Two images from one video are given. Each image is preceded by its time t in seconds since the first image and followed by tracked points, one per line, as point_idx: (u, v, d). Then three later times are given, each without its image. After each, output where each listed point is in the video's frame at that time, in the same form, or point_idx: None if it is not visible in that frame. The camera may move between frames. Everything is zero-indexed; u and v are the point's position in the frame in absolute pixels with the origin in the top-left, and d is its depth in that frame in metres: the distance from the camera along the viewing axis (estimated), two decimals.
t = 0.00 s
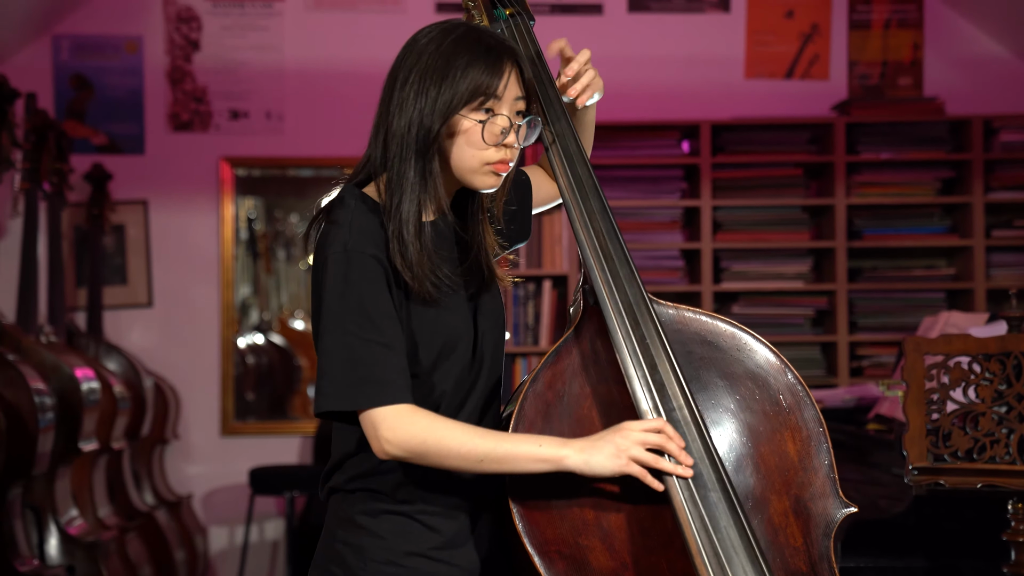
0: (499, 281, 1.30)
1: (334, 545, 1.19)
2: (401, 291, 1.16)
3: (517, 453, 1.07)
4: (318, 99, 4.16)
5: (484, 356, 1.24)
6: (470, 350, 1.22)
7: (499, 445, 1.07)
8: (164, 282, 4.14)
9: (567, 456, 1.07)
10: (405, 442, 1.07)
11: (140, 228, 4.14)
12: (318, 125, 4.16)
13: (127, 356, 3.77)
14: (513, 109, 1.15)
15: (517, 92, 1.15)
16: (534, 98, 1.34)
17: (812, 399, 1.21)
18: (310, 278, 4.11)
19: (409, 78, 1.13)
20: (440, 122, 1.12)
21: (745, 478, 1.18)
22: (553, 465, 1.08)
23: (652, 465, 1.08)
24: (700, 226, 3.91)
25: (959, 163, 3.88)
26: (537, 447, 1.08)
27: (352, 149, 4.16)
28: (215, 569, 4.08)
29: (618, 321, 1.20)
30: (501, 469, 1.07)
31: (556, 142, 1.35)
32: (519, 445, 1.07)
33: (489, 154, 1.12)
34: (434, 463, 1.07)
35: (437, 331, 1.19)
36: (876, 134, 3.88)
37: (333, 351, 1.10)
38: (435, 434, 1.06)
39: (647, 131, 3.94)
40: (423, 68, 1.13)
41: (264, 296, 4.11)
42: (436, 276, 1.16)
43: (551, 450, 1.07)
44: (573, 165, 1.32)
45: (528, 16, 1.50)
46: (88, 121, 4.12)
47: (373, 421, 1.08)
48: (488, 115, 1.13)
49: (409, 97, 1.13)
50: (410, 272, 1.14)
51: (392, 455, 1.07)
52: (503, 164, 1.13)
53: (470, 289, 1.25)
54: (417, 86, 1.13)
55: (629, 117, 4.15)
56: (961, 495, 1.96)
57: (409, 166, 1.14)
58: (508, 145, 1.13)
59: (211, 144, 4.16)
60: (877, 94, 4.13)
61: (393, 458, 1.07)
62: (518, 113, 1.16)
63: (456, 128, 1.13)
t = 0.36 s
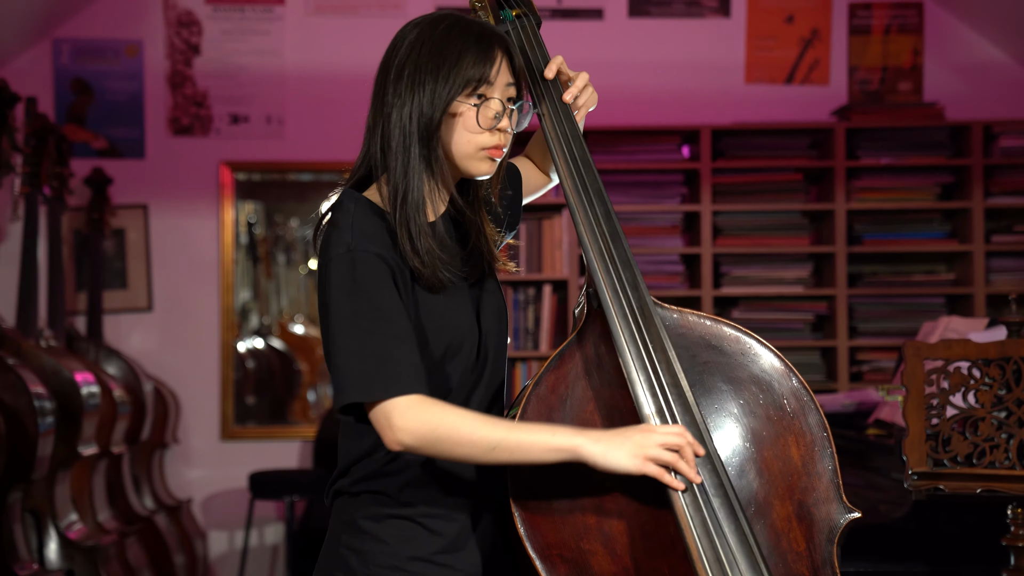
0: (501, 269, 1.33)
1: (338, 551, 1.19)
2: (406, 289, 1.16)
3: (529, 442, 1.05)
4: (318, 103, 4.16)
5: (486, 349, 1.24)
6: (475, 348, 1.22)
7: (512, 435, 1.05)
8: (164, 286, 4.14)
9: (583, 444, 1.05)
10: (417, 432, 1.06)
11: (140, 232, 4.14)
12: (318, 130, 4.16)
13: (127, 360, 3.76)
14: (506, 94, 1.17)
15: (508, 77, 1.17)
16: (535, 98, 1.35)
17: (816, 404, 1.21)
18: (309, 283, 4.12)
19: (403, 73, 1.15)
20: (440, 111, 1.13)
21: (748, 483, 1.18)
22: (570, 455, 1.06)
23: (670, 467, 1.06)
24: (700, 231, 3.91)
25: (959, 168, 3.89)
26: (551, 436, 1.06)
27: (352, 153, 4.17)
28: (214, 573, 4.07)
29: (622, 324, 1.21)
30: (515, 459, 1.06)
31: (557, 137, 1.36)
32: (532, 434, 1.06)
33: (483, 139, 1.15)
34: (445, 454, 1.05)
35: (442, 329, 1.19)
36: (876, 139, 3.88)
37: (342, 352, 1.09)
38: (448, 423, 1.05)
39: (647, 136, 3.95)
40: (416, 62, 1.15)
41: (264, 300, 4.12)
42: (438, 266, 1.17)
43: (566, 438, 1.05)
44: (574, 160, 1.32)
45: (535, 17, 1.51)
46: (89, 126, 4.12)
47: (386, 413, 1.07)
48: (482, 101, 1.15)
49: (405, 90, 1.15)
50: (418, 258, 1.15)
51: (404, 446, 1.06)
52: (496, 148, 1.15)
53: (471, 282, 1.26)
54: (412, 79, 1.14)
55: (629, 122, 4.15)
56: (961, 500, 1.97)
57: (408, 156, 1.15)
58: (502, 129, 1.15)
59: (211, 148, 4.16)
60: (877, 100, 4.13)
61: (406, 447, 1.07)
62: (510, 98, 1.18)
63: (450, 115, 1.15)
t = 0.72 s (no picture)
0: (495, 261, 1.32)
1: (333, 549, 1.19)
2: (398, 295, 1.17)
3: (504, 462, 1.08)
4: (318, 104, 4.16)
5: (482, 352, 1.24)
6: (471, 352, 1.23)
7: (487, 454, 1.08)
8: (163, 287, 4.14)
9: (556, 466, 1.09)
10: (395, 451, 1.08)
11: (140, 232, 4.14)
12: (317, 130, 4.16)
13: (126, 360, 3.76)
14: (490, 96, 1.17)
15: (492, 78, 1.18)
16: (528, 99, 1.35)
17: (813, 405, 1.21)
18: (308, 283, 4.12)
19: (384, 77, 1.16)
20: (421, 114, 1.14)
21: (744, 483, 1.18)
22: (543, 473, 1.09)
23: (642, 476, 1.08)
24: (699, 231, 3.92)
25: (957, 168, 3.89)
26: (526, 456, 1.09)
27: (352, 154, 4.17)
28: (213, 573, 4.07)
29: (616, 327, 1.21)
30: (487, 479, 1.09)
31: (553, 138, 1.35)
32: (506, 453, 1.09)
33: (469, 142, 1.15)
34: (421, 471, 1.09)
35: (436, 333, 1.19)
36: (874, 140, 3.88)
37: (334, 358, 1.11)
38: (426, 444, 1.08)
39: (645, 136, 3.95)
40: (397, 66, 1.16)
41: (263, 301, 4.12)
42: (431, 270, 1.17)
43: (540, 459, 1.09)
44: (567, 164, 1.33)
45: (530, 18, 1.51)
46: (88, 126, 4.12)
47: (364, 431, 1.10)
48: (465, 104, 1.16)
49: (386, 95, 1.16)
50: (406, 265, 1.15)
51: (381, 463, 1.09)
52: (484, 150, 1.16)
53: (465, 283, 1.26)
54: (393, 84, 1.15)
55: (628, 122, 4.15)
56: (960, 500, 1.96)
57: (392, 161, 1.16)
58: (489, 131, 1.16)
59: (210, 148, 4.16)
60: (876, 100, 4.13)
61: (383, 464, 1.10)
62: (495, 98, 1.18)
63: (434, 119, 1.16)
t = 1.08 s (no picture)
0: (495, 255, 1.33)
1: (331, 544, 1.19)
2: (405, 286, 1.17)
3: (534, 424, 1.05)
4: (317, 99, 4.16)
5: (485, 345, 1.25)
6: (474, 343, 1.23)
7: (519, 419, 1.06)
8: (163, 282, 4.14)
9: (589, 425, 1.05)
10: (426, 418, 1.05)
11: (139, 228, 4.14)
12: (316, 126, 4.16)
13: (124, 355, 3.76)
14: (490, 87, 1.17)
15: (492, 69, 1.17)
16: (525, 96, 1.35)
17: (811, 401, 1.21)
18: (307, 278, 4.12)
19: (386, 69, 1.16)
20: (422, 106, 1.14)
21: (742, 479, 1.18)
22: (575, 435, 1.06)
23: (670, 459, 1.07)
24: (698, 227, 3.91)
25: (956, 164, 3.89)
26: (558, 417, 1.06)
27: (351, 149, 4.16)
28: (211, 569, 4.07)
29: (615, 321, 1.21)
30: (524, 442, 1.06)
31: (551, 136, 1.36)
32: (538, 415, 1.06)
33: (469, 133, 1.15)
34: (455, 439, 1.06)
35: (439, 324, 1.19)
36: (874, 136, 3.88)
37: (340, 348, 1.10)
38: (457, 410, 1.05)
39: (644, 132, 3.94)
40: (398, 58, 1.16)
41: (261, 296, 4.11)
42: (436, 260, 1.18)
43: (572, 419, 1.06)
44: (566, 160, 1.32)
45: (527, 13, 1.51)
46: (87, 121, 4.12)
47: (391, 403, 1.07)
48: (465, 95, 1.15)
49: (387, 87, 1.16)
50: (412, 255, 1.16)
51: (411, 433, 1.06)
52: (484, 142, 1.16)
53: (469, 276, 1.26)
54: (395, 76, 1.15)
55: (627, 118, 4.15)
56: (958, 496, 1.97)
57: (393, 154, 1.17)
58: (489, 123, 1.15)
59: (209, 143, 4.16)
60: (875, 96, 4.13)
61: (414, 433, 1.06)
62: (496, 90, 1.18)
63: (432, 110, 1.15)
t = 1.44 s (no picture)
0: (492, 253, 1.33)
1: (323, 538, 1.19)
2: (397, 284, 1.17)
3: (528, 414, 1.06)
4: (310, 93, 4.15)
5: (478, 343, 1.25)
6: (468, 341, 1.24)
7: (510, 410, 1.06)
8: (155, 277, 4.13)
9: (582, 414, 1.06)
10: (416, 413, 1.05)
11: (131, 222, 4.13)
12: (308, 120, 4.15)
13: (117, 350, 3.75)
14: (489, 89, 1.18)
15: (491, 70, 1.18)
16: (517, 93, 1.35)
17: (801, 396, 1.22)
18: (300, 273, 4.11)
19: (385, 67, 1.17)
20: (418, 106, 1.15)
21: (733, 474, 1.19)
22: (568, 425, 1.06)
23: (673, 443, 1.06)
24: (692, 222, 3.92)
25: (949, 159, 3.89)
26: (549, 407, 1.06)
27: (343, 144, 4.15)
28: (205, 563, 4.07)
29: (605, 318, 1.21)
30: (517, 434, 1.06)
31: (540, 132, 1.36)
32: (529, 405, 1.06)
33: (466, 135, 1.16)
34: (446, 433, 1.06)
35: (431, 323, 1.20)
36: (867, 131, 3.89)
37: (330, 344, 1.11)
38: (446, 401, 1.05)
39: (638, 126, 3.94)
40: (397, 56, 1.16)
41: (254, 291, 4.11)
42: (428, 260, 1.18)
43: (563, 408, 1.06)
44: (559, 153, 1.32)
45: (517, 8, 1.51)
46: (79, 115, 4.11)
47: (383, 402, 1.08)
48: (463, 98, 1.16)
49: (386, 85, 1.17)
50: (404, 255, 1.16)
51: (404, 428, 1.06)
52: (481, 144, 1.16)
53: (464, 275, 1.27)
54: (394, 74, 1.16)
55: (621, 113, 4.15)
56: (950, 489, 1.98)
57: (390, 152, 1.18)
58: (486, 125, 1.16)
59: (202, 138, 4.14)
60: (868, 91, 4.14)
61: (406, 430, 1.06)
62: (494, 91, 1.19)
63: (431, 112, 1.16)
